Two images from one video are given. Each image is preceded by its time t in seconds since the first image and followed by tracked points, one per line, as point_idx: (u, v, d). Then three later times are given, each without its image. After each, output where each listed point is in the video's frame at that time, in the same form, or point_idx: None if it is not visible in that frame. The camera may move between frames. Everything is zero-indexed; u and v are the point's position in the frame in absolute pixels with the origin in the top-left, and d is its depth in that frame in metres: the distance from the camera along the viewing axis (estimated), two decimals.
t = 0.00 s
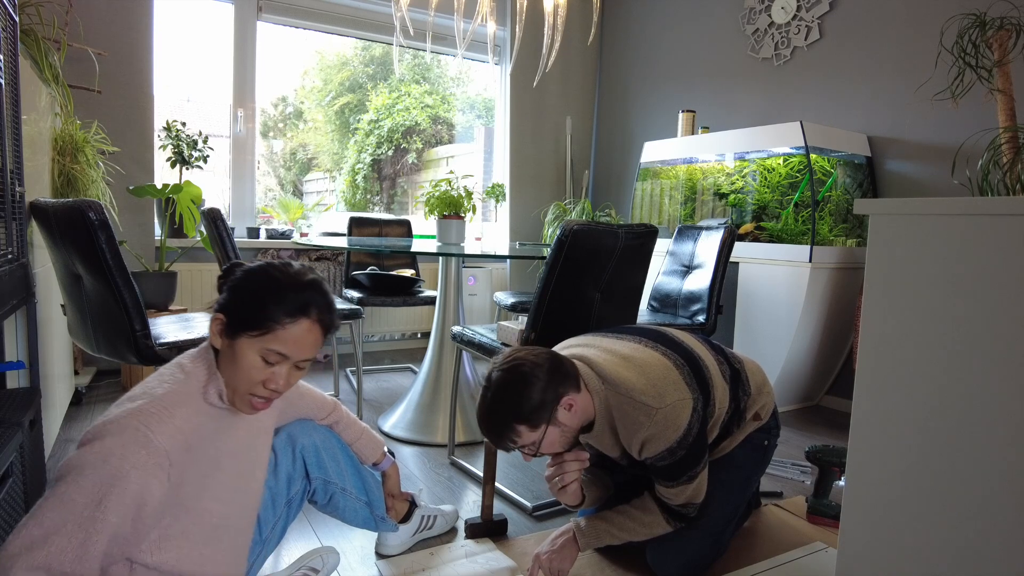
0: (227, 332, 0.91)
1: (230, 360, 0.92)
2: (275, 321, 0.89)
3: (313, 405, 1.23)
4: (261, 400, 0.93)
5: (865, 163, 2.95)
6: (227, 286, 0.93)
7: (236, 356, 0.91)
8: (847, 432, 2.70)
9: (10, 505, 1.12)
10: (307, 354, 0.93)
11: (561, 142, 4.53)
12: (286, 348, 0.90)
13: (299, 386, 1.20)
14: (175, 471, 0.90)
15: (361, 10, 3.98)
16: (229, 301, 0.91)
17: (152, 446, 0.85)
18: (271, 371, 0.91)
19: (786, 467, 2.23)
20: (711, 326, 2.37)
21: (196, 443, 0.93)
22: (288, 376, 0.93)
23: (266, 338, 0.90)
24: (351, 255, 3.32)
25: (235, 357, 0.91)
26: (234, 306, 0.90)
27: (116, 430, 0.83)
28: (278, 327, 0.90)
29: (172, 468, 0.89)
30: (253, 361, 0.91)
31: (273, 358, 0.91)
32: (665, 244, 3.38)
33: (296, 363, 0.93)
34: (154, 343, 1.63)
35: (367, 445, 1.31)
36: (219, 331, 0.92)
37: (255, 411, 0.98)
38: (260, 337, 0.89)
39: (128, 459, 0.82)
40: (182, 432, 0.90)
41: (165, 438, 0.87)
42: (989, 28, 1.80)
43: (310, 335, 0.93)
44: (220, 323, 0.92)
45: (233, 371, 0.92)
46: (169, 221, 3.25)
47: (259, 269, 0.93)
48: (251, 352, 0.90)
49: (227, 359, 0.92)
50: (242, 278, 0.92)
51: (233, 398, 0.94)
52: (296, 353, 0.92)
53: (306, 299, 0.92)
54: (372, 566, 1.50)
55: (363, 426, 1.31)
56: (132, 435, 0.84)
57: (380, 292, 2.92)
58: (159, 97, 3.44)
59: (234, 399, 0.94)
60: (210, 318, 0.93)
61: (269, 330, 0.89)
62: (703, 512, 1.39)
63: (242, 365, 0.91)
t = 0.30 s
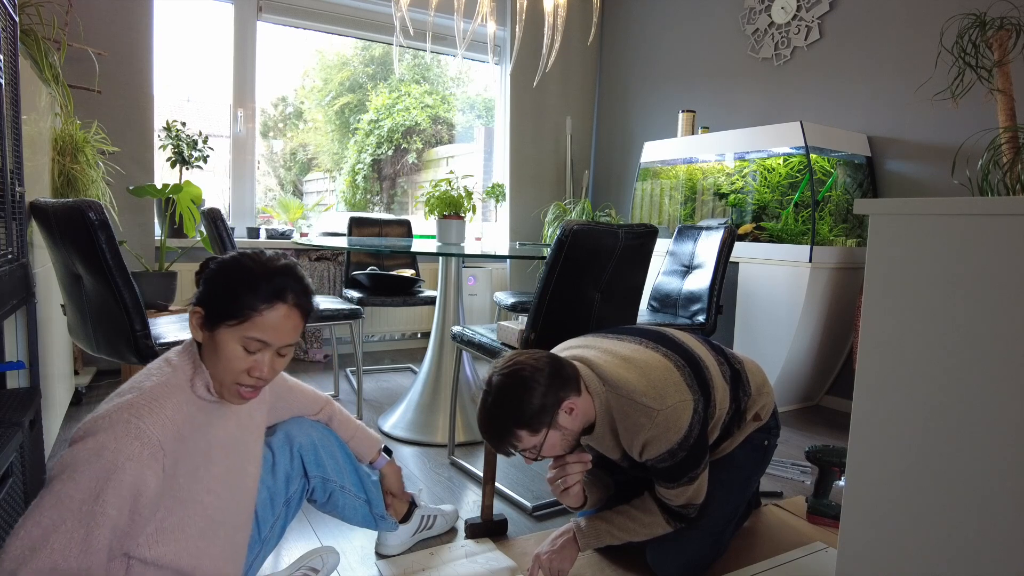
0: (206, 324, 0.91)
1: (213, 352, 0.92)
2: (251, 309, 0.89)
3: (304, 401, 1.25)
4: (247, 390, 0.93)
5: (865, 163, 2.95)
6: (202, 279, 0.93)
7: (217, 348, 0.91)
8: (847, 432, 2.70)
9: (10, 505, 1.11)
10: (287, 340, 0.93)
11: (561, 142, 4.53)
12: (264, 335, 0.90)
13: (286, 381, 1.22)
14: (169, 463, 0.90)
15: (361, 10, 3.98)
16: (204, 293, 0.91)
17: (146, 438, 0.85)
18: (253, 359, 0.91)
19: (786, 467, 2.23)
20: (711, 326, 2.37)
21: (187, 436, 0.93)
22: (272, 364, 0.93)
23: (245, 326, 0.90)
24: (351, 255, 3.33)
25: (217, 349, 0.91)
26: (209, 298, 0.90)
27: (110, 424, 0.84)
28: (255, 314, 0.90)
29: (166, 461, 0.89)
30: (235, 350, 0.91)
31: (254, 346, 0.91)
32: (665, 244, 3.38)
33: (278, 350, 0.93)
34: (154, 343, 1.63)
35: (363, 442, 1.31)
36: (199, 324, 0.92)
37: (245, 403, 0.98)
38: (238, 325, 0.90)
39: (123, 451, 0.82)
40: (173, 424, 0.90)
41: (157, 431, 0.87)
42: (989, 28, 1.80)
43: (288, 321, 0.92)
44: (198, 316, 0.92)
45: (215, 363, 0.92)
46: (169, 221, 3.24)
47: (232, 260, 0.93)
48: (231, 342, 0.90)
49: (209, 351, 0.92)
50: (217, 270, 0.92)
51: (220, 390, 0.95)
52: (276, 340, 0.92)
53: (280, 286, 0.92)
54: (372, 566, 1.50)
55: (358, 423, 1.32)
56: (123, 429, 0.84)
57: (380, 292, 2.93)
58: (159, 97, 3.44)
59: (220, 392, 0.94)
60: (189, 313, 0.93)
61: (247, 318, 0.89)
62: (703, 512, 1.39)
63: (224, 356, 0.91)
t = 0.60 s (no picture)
0: (194, 319, 0.91)
1: (202, 347, 0.92)
2: (239, 302, 0.89)
3: (301, 399, 1.25)
4: (238, 384, 0.93)
5: (865, 163, 2.95)
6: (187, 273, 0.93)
7: (206, 342, 0.91)
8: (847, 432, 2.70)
9: (10, 505, 1.11)
10: (277, 333, 0.93)
11: (561, 142, 4.53)
12: (253, 327, 0.91)
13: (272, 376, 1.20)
14: (154, 459, 0.90)
15: (361, 10, 3.98)
16: (191, 288, 0.91)
17: (130, 434, 0.86)
18: (243, 353, 0.91)
19: (786, 467, 2.23)
20: (711, 326, 2.37)
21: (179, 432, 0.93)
22: (262, 357, 0.93)
23: (233, 319, 0.90)
24: (351, 255, 3.33)
25: (206, 343, 0.91)
26: (196, 292, 0.90)
27: (94, 420, 0.84)
28: (243, 306, 0.90)
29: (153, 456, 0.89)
30: (224, 344, 0.91)
31: (243, 340, 0.91)
32: (665, 243, 3.38)
33: (268, 342, 0.93)
34: (154, 343, 1.63)
35: (358, 444, 1.28)
36: (187, 319, 0.92)
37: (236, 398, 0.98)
38: (226, 319, 0.90)
39: (108, 448, 0.83)
40: (159, 421, 0.90)
41: (141, 426, 0.88)
42: (989, 28, 1.80)
43: (276, 314, 0.92)
44: (184, 312, 0.92)
45: (205, 357, 0.92)
46: (169, 221, 3.24)
47: (218, 255, 0.93)
48: (220, 336, 0.90)
49: (198, 346, 0.92)
50: (202, 265, 0.92)
51: (211, 386, 0.95)
52: (266, 332, 0.92)
53: (267, 278, 0.92)
54: (372, 566, 1.50)
55: (356, 425, 1.29)
56: (105, 425, 0.84)
57: (380, 292, 2.93)
58: (159, 97, 3.44)
59: (210, 387, 0.94)
60: (177, 309, 0.93)
61: (235, 311, 0.90)
62: (703, 512, 1.39)
63: (214, 350, 0.91)
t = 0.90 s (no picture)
0: (192, 321, 0.91)
1: (200, 348, 0.92)
2: (237, 301, 0.89)
3: (297, 399, 1.26)
4: (238, 384, 0.93)
5: (865, 163, 2.95)
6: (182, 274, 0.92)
7: (205, 343, 0.91)
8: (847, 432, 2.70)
9: (10, 505, 1.11)
10: (276, 332, 0.93)
11: (561, 142, 4.53)
12: (252, 326, 0.91)
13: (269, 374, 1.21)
14: (155, 464, 0.90)
15: (361, 10, 3.99)
16: (187, 289, 0.91)
17: (130, 442, 0.86)
18: (242, 352, 0.92)
19: (786, 467, 2.23)
20: (711, 326, 2.37)
21: (178, 435, 0.93)
22: (262, 356, 0.93)
23: (232, 320, 0.90)
24: (351, 255, 3.33)
25: (205, 345, 0.91)
26: (192, 293, 0.90)
27: (94, 429, 0.85)
28: (241, 305, 0.90)
29: (154, 462, 0.90)
30: (224, 344, 0.91)
31: (243, 339, 0.91)
32: (665, 243, 3.38)
33: (267, 341, 0.93)
34: (154, 343, 1.63)
35: (358, 444, 1.28)
36: (185, 321, 0.92)
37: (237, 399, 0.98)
38: (225, 319, 0.90)
39: (109, 457, 0.84)
40: (158, 427, 0.91)
41: (141, 433, 0.88)
42: (988, 28, 1.80)
43: (274, 312, 0.93)
44: (182, 314, 0.92)
45: (204, 359, 0.92)
46: (169, 221, 3.24)
47: (212, 255, 0.92)
48: (219, 337, 0.90)
49: (196, 348, 0.92)
50: (197, 265, 0.92)
51: (210, 387, 0.95)
52: (265, 331, 0.92)
53: (263, 277, 0.92)
54: (372, 566, 1.50)
55: (356, 425, 1.30)
56: (104, 434, 0.85)
57: (380, 292, 2.93)
58: (159, 97, 3.44)
59: (211, 388, 0.94)
60: (173, 310, 0.92)
61: (233, 310, 0.90)
62: (703, 512, 1.38)
63: (213, 351, 0.91)
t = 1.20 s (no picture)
0: (204, 331, 0.91)
1: (213, 358, 0.92)
2: (250, 310, 0.89)
3: (299, 400, 1.26)
4: (251, 392, 0.94)
5: (865, 162, 2.95)
6: (192, 281, 0.92)
7: (218, 352, 0.91)
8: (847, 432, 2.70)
9: (10, 505, 1.11)
10: (289, 339, 0.94)
11: (561, 142, 4.53)
12: (267, 335, 0.91)
13: (287, 382, 1.24)
14: (162, 476, 0.90)
15: (361, 10, 3.99)
16: (199, 298, 0.90)
17: (137, 455, 0.85)
18: (256, 361, 0.92)
19: (786, 467, 2.23)
20: (711, 326, 2.37)
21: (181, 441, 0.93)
22: (276, 363, 0.94)
23: (246, 329, 0.90)
24: (351, 255, 3.33)
25: (217, 354, 0.91)
26: (204, 302, 0.89)
27: (100, 442, 0.83)
28: (256, 315, 0.90)
29: (161, 472, 0.89)
30: (238, 353, 0.91)
31: (257, 348, 0.92)
32: (665, 243, 3.38)
33: (281, 348, 0.93)
34: (154, 343, 1.63)
35: (361, 444, 1.28)
36: (196, 332, 0.91)
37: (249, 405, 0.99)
38: (239, 329, 0.90)
39: (115, 471, 0.82)
40: (165, 437, 0.89)
41: (148, 445, 0.87)
42: (989, 28, 1.80)
43: (287, 319, 0.93)
44: (194, 323, 0.91)
45: (217, 368, 0.92)
46: (169, 221, 3.24)
47: (222, 263, 0.92)
48: (233, 347, 0.90)
49: (209, 357, 0.92)
50: (208, 272, 0.91)
51: (223, 395, 0.95)
52: (278, 339, 0.92)
53: (274, 284, 0.92)
54: (372, 566, 1.50)
55: (357, 424, 1.30)
56: (110, 446, 0.83)
57: (380, 292, 2.93)
58: (159, 97, 3.44)
59: (224, 396, 0.95)
60: (183, 321, 0.92)
61: (247, 320, 0.90)
62: (703, 512, 1.38)
63: (227, 360, 0.91)
